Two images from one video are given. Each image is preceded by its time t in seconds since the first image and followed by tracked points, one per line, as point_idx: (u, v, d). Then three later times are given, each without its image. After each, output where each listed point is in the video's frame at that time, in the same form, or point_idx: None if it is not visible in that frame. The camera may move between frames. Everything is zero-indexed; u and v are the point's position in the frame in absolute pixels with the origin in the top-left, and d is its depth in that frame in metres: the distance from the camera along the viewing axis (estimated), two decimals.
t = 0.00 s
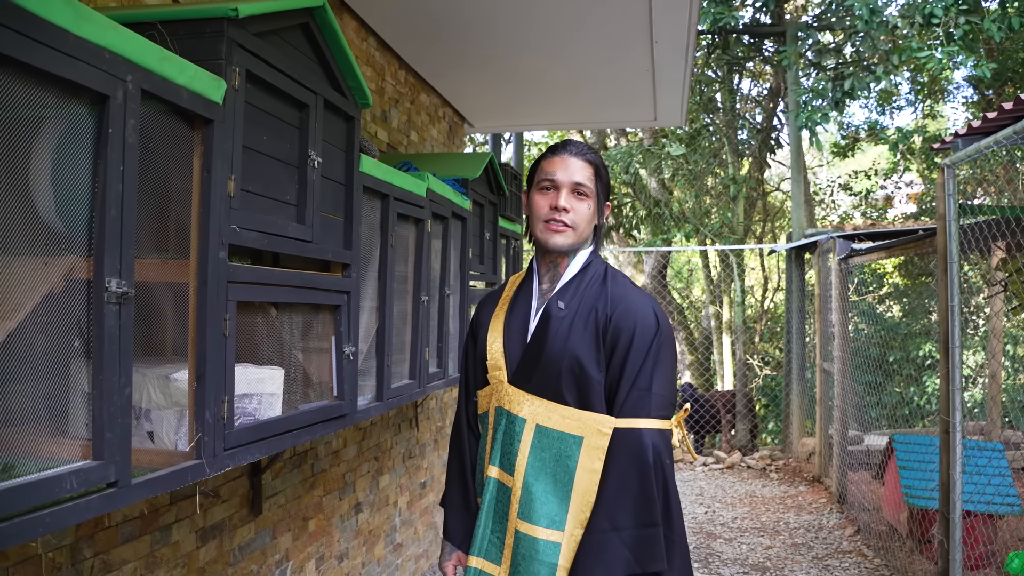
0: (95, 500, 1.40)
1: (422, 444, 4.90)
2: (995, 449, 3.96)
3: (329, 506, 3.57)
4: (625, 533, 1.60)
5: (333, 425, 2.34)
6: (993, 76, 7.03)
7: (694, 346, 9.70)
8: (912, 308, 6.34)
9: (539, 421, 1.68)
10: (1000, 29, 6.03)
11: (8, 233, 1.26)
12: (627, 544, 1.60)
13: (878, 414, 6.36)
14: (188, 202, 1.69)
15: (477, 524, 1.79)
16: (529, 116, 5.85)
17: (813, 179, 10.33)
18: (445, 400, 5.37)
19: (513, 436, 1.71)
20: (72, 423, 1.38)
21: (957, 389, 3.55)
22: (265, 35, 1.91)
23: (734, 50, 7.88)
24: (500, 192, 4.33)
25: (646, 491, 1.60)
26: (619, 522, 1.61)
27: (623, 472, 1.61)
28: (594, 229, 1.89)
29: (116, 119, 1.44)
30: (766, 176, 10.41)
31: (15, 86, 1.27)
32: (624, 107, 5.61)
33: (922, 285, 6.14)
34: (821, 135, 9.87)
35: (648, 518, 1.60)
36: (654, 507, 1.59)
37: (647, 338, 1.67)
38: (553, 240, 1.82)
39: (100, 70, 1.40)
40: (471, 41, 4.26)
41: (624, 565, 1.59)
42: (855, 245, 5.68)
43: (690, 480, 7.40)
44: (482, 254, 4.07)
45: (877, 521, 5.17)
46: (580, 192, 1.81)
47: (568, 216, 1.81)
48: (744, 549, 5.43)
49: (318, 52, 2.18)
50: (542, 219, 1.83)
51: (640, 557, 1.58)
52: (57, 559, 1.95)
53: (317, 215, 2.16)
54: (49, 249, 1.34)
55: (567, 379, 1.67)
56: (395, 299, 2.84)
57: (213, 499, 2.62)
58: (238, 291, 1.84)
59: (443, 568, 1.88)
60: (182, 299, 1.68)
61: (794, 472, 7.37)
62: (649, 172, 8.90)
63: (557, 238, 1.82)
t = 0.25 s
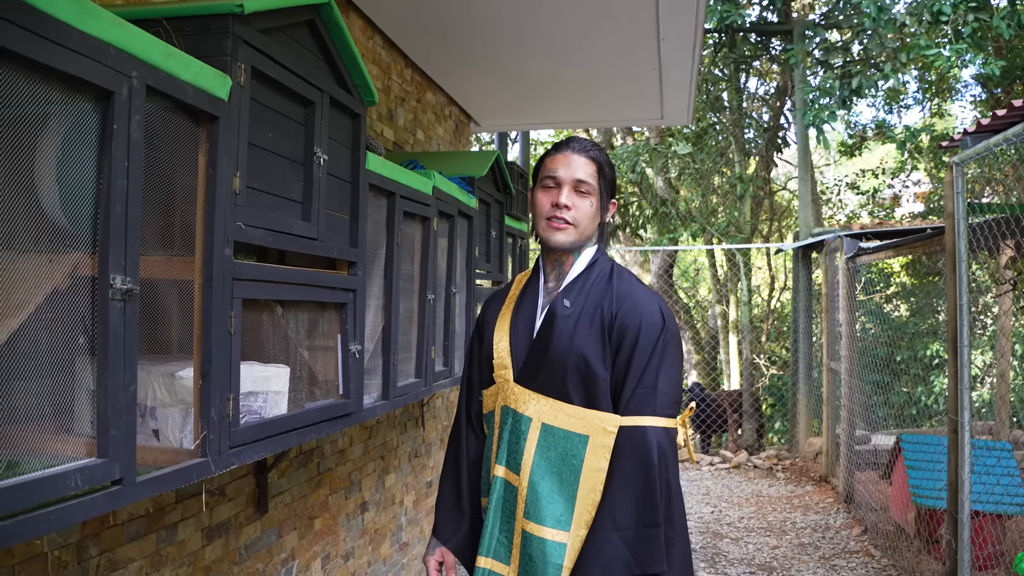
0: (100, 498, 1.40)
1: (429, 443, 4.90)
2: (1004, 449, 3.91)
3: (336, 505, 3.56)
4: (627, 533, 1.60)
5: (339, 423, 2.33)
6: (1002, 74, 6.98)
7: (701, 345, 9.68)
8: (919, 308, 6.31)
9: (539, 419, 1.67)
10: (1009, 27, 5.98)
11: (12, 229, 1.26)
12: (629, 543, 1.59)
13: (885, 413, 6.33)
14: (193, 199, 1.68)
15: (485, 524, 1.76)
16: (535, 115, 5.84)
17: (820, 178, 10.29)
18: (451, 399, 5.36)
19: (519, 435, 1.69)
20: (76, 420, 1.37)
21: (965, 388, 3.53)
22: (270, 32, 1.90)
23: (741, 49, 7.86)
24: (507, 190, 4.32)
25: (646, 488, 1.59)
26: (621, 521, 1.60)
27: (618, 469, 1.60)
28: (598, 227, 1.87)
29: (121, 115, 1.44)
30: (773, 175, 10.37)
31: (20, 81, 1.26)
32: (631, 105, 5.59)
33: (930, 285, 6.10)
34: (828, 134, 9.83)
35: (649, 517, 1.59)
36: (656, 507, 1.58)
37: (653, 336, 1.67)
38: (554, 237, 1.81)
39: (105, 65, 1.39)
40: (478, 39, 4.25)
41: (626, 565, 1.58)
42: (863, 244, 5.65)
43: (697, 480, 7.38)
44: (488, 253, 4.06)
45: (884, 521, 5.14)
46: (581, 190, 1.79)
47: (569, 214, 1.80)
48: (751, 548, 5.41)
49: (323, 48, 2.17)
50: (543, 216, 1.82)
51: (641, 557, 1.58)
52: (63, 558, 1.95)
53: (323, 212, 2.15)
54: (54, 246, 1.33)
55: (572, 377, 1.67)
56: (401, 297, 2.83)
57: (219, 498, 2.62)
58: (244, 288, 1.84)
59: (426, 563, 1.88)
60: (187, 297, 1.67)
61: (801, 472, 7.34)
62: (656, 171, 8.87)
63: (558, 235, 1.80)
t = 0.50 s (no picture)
0: (142, 496, 1.42)
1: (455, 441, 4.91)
2: None
3: (364, 502, 3.59)
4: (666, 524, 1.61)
5: (372, 422, 2.35)
6: None
7: (726, 343, 9.61)
8: (949, 306, 6.22)
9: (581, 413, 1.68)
10: None
11: (60, 231, 1.28)
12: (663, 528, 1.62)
13: (914, 413, 6.25)
14: (231, 200, 1.70)
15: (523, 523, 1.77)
16: (561, 113, 5.83)
17: (847, 175, 10.18)
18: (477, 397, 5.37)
19: (561, 432, 1.70)
20: (119, 419, 1.40)
21: (998, 388, 3.47)
22: (306, 34, 1.92)
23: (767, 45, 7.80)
24: (534, 189, 4.32)
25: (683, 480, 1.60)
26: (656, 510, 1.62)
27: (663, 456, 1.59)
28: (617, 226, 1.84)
29: (163, 119, 1.46)
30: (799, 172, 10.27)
31: (68, 86, 1.28)
32: (657, 103, 5.57)
33: (960, 283, 6.02)
34: (855, 130, 9.71)
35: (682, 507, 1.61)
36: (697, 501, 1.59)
37: (695, 332, 1.68)
38: (568, 238, 1.82)
39: (147, 70, 1.41)
40: (504, 38, 4.25)
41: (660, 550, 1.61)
42: (892, 242, 5.58)
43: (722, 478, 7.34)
44: (516, 252, 4.06)
45: (914, 522, 5.08)
46: (588, 188, 1.78)
47: (577, 212, 1.79)
48: (778, 548, 5.37)
49: (357, 50, 2.18)
50: (557, 218, 1.83)
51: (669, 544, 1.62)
52: (101, 553, 1.98)
53: (356, 212, 2.17)
54: (99, 248, 1.36)
55: (613, 374, 1.68)
56: (432, 296, 2.84)
57: (252, 495, 2.64)
58: (280, 288, 1.86)
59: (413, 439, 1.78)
60: (225, 297, 1.69)
61: (828, 471, 7.27)
62: (680, 168, 8.81)
63: (569, 236, 1.81)
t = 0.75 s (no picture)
0: (137, 496, 1.41)
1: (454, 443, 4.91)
2: None
3: (363, 504, 3.58)
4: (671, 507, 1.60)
5: (369, 424, 2.34)
6: None
7: (725, 345, 9.61)
8: (948, 308, 6.22)
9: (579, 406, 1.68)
10: None
11: (55, 231, 1.28)
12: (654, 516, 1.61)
13: (913, 415, 6.25)
14: (227, 201, 1.70)
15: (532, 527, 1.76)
16: (559, 115, 5.83)
17: (846, 177, 10.19)
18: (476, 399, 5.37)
19: (563, 429, 1.72)
20: (114, 420, 1.39)
21: (997, 390, 3.47)
22: (303, 35, 1.92)
23: (766, 48, 7.81)
24: (532, 191, 4.32)
25: (679, 469, 1.59)
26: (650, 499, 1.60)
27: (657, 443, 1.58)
28: (613, 228, 1.83)
29: (159, 119, 1.46)
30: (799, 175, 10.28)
31: (63, 85, 1.28)
32: (655, 105, 5.57)
33: (959, 285, 6.02)
34: (854, 133, 9.72)
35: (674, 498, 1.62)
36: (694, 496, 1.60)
37: (694, 331, 1.68)
38: (565, 247, 1.80)
39: (143, 69, 1.41)
40: (503, 40, 4.25)
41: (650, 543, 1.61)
42: (890, 244, 5.58)
43: (722, 481, 7.33)
44: (515, 253, 4.06)
45: (913, 524, 5.07)
46: (582, 197, 1.76)
47: (573, 222, 1.77)
48: (777, 550, 5.36)
49: (354, 51, 2.18)
50: (552, 228, 1.81)
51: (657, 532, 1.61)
52: (98, 555, 1.98)
53: (353, 213, 2.16)
54: (94, 248, 1.35)
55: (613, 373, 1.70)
56: (430, 297, 2.84)
57: (249, 497, 2.64)
58: (277, 289, 1.85)
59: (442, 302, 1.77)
60: (221, 298, 1.69)
61: (827, 474, 7.26)
62: (679, 171, 8.81)
63: (567, 247, 1.79)
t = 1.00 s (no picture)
0: (135, 498, 1.41)
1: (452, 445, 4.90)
2: None
3: (361, 506, 3.57)
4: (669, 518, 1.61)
5: (367, 425, 2.34)
6: None
7: (725, 348, 9.61)
8: (947, 310, 6.22)
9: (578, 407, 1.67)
10: None
11: (52, 232, 1.27)
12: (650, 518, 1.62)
13: (912, 416, 6.24)
14: (226, 202, 1.70)
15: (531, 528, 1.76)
16: (558, 116, 5.83)
17: (845, 180, 10.19)
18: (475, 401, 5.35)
19: (563, 431, 1.72)
20: (112, 421, 1.39)
21: (995, 391, 3.47)
22: (301, 35, 1.92)
23: (764, 50, 7.83)
24: (531, 193, 4.32)
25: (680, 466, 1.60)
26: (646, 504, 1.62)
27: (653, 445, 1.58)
28: (614, 229, 1.83)
29: (157, 119, 1.45)
30: (797, 177, 10.29)
31: (60, 85, 1.27)
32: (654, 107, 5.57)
33: (958, 287, 6.01)
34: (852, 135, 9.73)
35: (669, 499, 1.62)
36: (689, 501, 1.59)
37: (694, 334, 1.68)
38: (567, 248, 1.80)
39: (141, 70, 1.41)
40: (502, 42, 4.25)
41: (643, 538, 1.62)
42: (889, 246, 5.58)
43: (721, 482, 7.32)
44: (513, 255, 4.06)
45: (912, 525, 5.07)
46: (584, 198, 1.76)
47: (575, 223, 1.77)
48: (776, 552, 5.35)
49: (352, 51, 2.18)
50: (554, 229, 1.81)
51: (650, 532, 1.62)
52: (95, 556, 1.97)
53: (352, 214, 2.16)
54: (91, 249, 1.35)
55: (614, 376, 1.69)
56: (428, 299, 2.84)
57: (247, 498, 2.63)
58: (275, 290, 1.85)
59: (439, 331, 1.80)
60: (219, 299, 1.69)
61: (826, 475, 7.26)
62: (678, 172, 8.80)
63: (569, 247, 1.79)
